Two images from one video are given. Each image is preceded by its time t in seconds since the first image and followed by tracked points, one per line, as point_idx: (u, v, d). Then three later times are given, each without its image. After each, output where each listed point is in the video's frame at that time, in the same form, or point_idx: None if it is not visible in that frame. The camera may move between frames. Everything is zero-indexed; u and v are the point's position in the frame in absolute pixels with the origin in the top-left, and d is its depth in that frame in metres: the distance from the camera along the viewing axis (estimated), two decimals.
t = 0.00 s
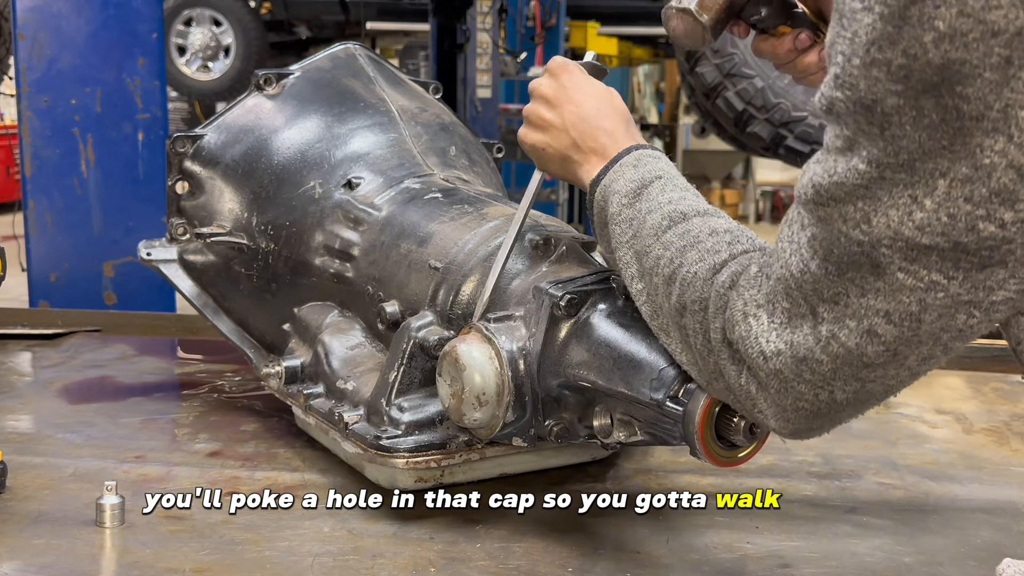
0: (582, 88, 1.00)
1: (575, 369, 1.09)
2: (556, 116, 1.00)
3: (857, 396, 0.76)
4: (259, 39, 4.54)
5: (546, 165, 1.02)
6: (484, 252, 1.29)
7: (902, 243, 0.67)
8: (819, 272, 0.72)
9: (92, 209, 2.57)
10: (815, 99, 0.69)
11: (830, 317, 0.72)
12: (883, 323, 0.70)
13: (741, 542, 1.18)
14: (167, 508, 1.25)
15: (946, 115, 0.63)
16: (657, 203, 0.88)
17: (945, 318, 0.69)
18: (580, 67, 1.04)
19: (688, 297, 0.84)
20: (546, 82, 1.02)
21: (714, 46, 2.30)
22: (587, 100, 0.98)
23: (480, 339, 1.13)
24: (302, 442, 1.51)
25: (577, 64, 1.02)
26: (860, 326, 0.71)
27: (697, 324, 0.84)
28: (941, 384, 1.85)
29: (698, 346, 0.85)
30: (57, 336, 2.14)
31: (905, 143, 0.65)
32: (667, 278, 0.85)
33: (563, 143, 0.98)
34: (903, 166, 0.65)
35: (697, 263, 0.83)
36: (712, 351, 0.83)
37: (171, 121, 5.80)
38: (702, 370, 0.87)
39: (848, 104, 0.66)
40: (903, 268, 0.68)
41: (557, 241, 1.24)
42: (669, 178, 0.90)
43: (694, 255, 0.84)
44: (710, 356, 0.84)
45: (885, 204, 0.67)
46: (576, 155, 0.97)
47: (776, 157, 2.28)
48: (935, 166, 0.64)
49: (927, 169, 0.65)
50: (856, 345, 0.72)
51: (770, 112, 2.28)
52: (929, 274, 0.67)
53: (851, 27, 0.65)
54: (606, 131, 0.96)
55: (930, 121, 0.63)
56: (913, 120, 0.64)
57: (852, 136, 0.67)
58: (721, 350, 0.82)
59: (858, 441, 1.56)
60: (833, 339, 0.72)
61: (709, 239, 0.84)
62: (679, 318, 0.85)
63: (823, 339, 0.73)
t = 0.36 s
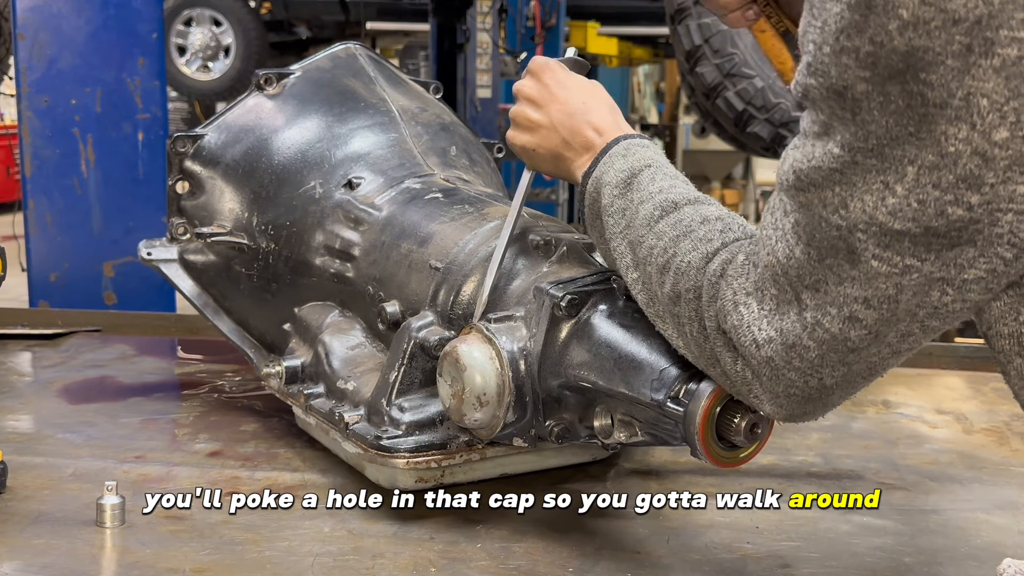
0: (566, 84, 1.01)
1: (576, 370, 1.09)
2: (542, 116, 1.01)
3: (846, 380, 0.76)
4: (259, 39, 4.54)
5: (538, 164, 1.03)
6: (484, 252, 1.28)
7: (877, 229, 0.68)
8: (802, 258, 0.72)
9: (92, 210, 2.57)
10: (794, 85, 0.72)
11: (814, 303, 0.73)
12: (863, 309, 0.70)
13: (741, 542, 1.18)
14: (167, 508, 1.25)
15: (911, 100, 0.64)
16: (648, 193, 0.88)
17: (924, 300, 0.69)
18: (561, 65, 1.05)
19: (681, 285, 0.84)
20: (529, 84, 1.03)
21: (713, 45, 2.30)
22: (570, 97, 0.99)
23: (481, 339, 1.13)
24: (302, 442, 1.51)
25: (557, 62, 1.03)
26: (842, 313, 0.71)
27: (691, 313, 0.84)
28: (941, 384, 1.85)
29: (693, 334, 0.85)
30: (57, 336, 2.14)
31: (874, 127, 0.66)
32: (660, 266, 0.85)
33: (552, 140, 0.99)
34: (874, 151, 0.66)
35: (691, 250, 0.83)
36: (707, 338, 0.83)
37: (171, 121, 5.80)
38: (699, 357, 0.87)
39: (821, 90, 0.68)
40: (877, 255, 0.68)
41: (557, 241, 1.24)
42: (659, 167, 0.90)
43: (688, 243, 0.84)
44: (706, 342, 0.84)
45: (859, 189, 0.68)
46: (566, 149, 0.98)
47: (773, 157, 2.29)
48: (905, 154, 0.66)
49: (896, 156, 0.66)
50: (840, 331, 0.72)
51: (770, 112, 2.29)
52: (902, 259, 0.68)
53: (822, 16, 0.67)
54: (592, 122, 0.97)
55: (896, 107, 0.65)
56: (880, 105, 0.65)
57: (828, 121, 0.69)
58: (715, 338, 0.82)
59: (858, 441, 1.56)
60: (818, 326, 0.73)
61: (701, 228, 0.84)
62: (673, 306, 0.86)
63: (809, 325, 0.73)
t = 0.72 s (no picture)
0: (574, 85, 1.00)
1: (575, 370, 1.09)
2: (549, 117, 1.00)
3: (845, 383, 0.76)
4: (259, 39, 4.54)
5: (544, 165, 1.03)
6: (484, 252, 1.28)
7: (870, 231, 0.67)
8: (798, 261, 0.72)
9: (92, 210, 2.57)
10: (783, 89, 0.72)
11: (810, 306, 0.73)
12: (859, 311, 0.70)
13: (740, 542, 1.18)
14: (168, 508, 1.25)
15: (901, 101, 0.64)
16: (655, 197, 0.88)
17: (919, 300, 0.69)
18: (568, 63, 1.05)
19: (682, 287, 0.84)
20: (536, 83, 1.03)
21: (713, 45, 2.32)
22: (578, 98, 0.99)
23: (480, 339, 1.13)
24: (302, 442, 1.51)
25: (565, 61, 1.02)
26: (837, 316, 0.71)
27: (693, 314, 0.84)
28: (941, 384, 1.85)
29: (694, 336, 0.85)
30: (57, 336, 2.14)
31: (864, 129, 0.66)
32: (663, 267, 0.85)
33: (559, 142, 0.99)
34: (864, 153, 0.66)
35: (693, 251, 0.83)
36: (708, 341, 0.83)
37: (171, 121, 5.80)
38: (699, 359, 0.87)
39: (811, 91, 0.68)
40: (871, 258, 0.68)
41: (556, 241, 1.24)
42: (665, 169, 0.90)
43: (691, 244, 0.84)
44: (707, 344, 0.84)
45: (850, 192, 0.68)
46: (574, 152, 0.98)
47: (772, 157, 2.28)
48: (894, 157, 0.65)
49: (886, 159, 0.66)
50: (836, 334, 0.72)
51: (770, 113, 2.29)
52: (896, 261, 0.67)
53: (810, 18, 0.66)
54: (600, 125, 0.97)
55: (886, 108, 0.65)
56: (870, 106, 0.65)
57: (820, 122, 0.68)
58: (716, 341, 0.82)
59: (858, 441, 1.56)
60: (815, 329, 0.73)
61: (707, 231, 0.84)
62: (673, 307, 0.86)
63: (806, 327, 0.73)
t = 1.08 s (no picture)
0: (586, 90, 1.00)
1: (576, 369, 1.09)
2: (561, 121, 1.00)
3: (845, 390, 0.76)
4: (259, 39, 4.54)
5: (552, 169, 1.03)
6: (485, 252, 1.28)
7: (869, 239, 0.67)
8: (797, 268, 0.72)
9: (92, 209, 2.57)
10: (778, 93, 0.71)
11: (808, 314, 0.73)
12: (859, 318, 0.70)
13: (741, 542, 1.18)
14: (168, 508, 1.25)
15: (898, 108, 0.64)
16: (658, 199, 0.88)
17: (919, 306, 0.69)
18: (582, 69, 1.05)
19: (682, 292, 0.84)
20: (550, 87, 1.03)
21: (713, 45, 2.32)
22: (590, 104, 0.99)
23: (480, 339, 1.13)
24: (302, 442, 1.51)
25: (579, 66, 1.02)
26: (836, 324, 0.71)
27: (691, 320, 0.84)
28: (941, 384, 1.85)
29: (694, 341, 0.85)
30: (57, 336, 2.14)
31: (860, 135, 0.66)
32: (665, 272, 0.86)
33: (567, 144, 0.99)
34: (860, 161, 0.66)
35: (693, 257, 0.83)
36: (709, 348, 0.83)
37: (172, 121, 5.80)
38: (698, 363, 0.87)
39: (807, 96, 0.67)
40: (871, 267, 0.68)
41: (557, 241, 1.24)
42: (669, 172, 0.90)
43: (691, 249, 0.84)
44: (706, 350, 0.84)
45: (846, 203, 0.68)
46: (581, 155, 0.98)
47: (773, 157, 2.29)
48: (890, 166, 0.65)
49: (882, 168, 0.66)
50: (836, 342, 0.72)
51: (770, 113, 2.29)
52: (896, 267, 0.67)
53: (806, 23, 0.66)
54: (608, 129, 0.97)
55: (882, 115, 0.64)
56: (866, 112, 0.65)
57: (816, 128, 0.68)
58: (716, 347, 0.83)
59: (858, 441, 1.56)
60: (814, 337, 0.73)
61: (708, 233, 0.84)
62: (673, 312, 0.86)
63: (805, 335, 0.73)
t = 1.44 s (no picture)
0: (597, 97, 1.01)
1: (575, 370, 1.09)
2: (570, 126, 1.00)
3: (847, 387, 0.75)
4: (259, 39, 4.54)
5: (560, 174, 1.03)
6: (484, 253, 1.28)
7: (871, 230, 0.67)
8: (800, 264, 0.72)
9: (92, 209, 2.56)
10: (784, 82, 0.72)
11: (810, 309, 0.73)
12: (861, 310, 0.70)
13: (741, 542, 1.18)
14: (168, 509, 1.25)
15: (899, 93, 0.64)
16: (662, 202, 0.88)
17: (921, 300, 0.68)
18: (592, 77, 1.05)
19: (684, 292, 0.84)
20: (560, 92, 1.03)
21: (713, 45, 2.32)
22: (601, 110, 0.99)
23: (480, 339, 1.13)
24: (302, 442, 1.51)
25: (590, 74, 1.03)
26: (839, 317, 0.71)
27: (693, 318, 0.84)
28: (941, 384, 1.85)
29: (694, 340, 0.85)
30: (57, 336, 2.14)
31: (861, 121, 0.66)
32: (668, 272, 0.85)
33: (577, 149, 0.99)
34: (861, 149, 0.66)
35: (696, 257, 0.83)
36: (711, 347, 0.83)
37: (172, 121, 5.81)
38: (699, 363, 0.87)
39: (812, 82, 0.68)
40: (873, 257, 0.68)
41: (556, 241, 1.24)
42: (675, 177, 0.90)
43: (693, 249, 0.84)
44: (707, 349, 0.84)
45: (846, 193, 0.67)
46: (590, 160, 0.98)
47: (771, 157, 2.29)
48: (891, 154, 0.65)
49: (882, 157, 0.66)
50: (839, 336, 0.72)
51: (770, 113, 2.29)
52: (898, 257, 0.67)
53: (812, 9, 0.66)
54: (618, 136, 0.97)
55: (884, 100, 0.64)
56: (868, 98, 0.65)
57: (820, 117, 0.69)
58: (718, 345, 0.82)
59: (858, 441, 1.56)
60: (817, 332, 0.73)
61: (711, 235, 0.84)
62: (675, 312, 0.86)
63: (807, 331, 0.73)
